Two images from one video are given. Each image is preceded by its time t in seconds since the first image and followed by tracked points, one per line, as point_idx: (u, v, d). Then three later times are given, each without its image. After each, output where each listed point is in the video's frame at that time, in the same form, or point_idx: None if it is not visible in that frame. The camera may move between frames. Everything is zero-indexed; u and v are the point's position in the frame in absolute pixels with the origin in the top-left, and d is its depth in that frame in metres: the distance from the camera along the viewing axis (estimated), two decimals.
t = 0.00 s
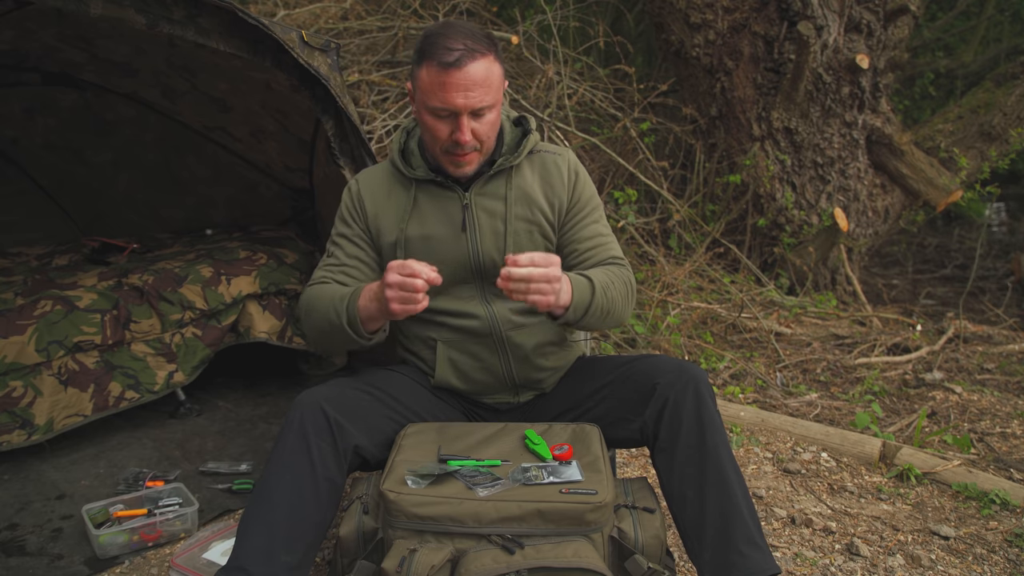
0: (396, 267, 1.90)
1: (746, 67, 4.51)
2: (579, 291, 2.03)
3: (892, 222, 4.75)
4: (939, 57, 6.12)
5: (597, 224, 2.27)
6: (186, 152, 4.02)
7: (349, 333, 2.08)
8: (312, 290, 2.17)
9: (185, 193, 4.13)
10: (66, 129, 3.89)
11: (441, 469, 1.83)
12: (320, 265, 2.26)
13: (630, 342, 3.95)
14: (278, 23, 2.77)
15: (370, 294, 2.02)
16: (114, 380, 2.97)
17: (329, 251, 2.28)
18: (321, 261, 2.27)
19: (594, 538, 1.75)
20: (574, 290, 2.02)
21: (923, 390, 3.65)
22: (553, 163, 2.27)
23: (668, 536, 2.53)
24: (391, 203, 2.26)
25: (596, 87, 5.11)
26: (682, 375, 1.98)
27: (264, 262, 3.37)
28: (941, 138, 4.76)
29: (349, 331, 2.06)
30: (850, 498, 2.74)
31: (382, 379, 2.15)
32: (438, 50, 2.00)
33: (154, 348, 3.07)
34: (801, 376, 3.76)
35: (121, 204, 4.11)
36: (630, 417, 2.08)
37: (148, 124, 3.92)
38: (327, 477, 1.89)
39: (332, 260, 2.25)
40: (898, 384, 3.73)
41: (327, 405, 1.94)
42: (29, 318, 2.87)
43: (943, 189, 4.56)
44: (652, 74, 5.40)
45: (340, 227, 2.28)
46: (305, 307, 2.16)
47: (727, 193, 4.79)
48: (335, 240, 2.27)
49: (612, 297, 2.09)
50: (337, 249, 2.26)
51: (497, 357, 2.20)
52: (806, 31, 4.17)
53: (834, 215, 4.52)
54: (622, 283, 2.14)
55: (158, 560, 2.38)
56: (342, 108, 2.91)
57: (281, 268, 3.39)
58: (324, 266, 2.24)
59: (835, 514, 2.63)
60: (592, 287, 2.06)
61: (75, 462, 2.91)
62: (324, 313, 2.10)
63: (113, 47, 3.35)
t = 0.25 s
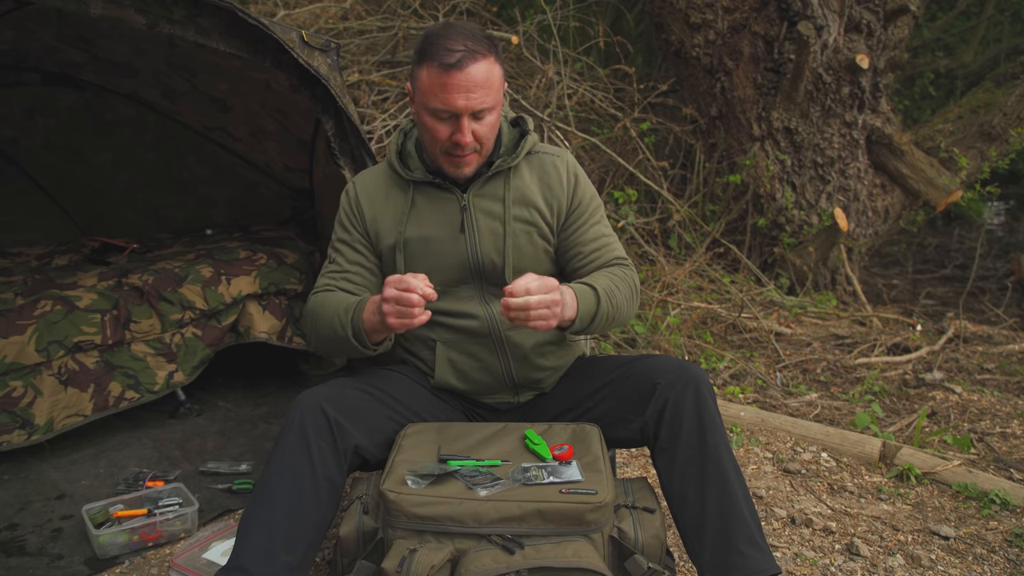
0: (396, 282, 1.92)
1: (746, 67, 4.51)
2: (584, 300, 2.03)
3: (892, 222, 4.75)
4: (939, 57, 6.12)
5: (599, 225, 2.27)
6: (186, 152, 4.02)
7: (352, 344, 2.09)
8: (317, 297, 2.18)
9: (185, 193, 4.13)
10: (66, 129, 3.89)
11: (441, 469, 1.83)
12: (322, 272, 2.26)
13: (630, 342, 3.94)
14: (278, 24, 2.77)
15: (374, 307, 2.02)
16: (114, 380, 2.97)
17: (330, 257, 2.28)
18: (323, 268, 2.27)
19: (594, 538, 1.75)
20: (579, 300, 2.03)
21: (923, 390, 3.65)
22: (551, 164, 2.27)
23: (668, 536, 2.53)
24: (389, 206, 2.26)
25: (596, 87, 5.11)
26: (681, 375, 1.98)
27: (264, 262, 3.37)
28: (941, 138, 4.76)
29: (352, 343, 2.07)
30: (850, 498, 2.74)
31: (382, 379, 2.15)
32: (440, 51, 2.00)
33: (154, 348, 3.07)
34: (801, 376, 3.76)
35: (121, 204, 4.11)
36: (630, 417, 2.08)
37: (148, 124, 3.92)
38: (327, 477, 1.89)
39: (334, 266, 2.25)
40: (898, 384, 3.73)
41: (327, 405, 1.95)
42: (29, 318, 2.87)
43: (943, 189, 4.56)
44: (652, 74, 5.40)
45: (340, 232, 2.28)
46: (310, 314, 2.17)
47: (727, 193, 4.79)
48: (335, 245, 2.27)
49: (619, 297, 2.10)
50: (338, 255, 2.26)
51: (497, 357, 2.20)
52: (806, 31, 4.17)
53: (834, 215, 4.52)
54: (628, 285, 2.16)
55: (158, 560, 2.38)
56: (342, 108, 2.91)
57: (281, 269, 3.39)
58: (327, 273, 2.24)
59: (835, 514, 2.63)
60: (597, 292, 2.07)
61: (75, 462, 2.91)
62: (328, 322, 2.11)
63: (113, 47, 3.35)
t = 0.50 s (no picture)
0: (398, 282, 1.92)
1: (746, 67, 4.51)
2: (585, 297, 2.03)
3: (892, 222, 4.75)
4: (939, 57, 6.12)
5: (595, 225, 2.28)
6: (186, 152, 4.02)
7: (343, 340, 2.08)
8: (309, 289, 2.17)
9: (185, 193, 4.13)
10: (66, 129, 3.89)
11: (441, 469, 1.83)
12: (312, 263, 2.25)
13: (630, 342, 3.94)
14: (278, 23, 2.77)
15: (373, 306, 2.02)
16: (114, 380, 2.97)
17: (321, 250, 2.27)
18: (314, 260, 2.26)
19: (594, 538, 1.75)
20: (579, 295, 2.02)
21: (923, 390, 3.65)
22: (547, 165, 2.28)
23: (668, 535, 2.53)
24: (385, 203, 2.25)
25: (596, 87, 5.11)
26: (681, 375, 1.98)
27: (264, 262, 3.37)
28: (941, 138, 4.76)
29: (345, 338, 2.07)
30: (850, 498, 2.74)
31: (380, 378, 2.15)
32: (441, 51, 2.00)
33: (154, 348, 3.07)
34: (801, 376, 3.76)
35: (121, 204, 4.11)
36: (630, 417, 2.08)
37: (148, 124, 3.92)
38: (326, 477, 1.89)
39: (325, 259, 2.24)
40: (898, 384, 3.73)
41: (326, 404, 1.94)
42: (29, 318, 2.87)
43: (943, 189, 4.56)
44: (652, 74, 5.40)
45: (334, 227, 2.27)
46: (301, 307, 2.16)
47: (727, 193, 4.79)
48: (328, 239, 2.26)
49: (618, 295, 2.11)
50: (332, 250, 2.25)
51: (494, 357, 2.20)
52: (806, 31, 4.17)
53: (834, 215, 4.52)
54: (626, 284, 2.16)
55: (158, 560, 2.39)
56: (342, 108, 2.91)
57: (281, 269, 3.39)
58: (318, 265, 2.24)
59: (835, 514, 2.63)
60: (597, 291, 2.06)
61: (75, 462, 2.91)
62: (321, 316, 2.10)
63: (113, 47, 3.35)
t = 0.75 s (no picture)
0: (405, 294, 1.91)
1: (746, 67, 4.51)
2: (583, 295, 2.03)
3: (892, 222, 4.75)
4: (939, 57, 6.12)
5: (591, 221, 2.27)
6: (186, 152, 4.02)
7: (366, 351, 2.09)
8: (323, 303, 2.18)
9: (185, 193, 4.13)
10: (66, 129, 3.90)
11: (441, 469, 1.83)
12: (322, 275, 2.27)
13: (630, 342, 3.95)
14: (278, 23, 2.77)
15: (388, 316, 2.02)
16: (114, 380, 2.97)
17: (329, 261, 2.29)
18: (323, 271, 2.28)
19: (594, 538, 1.75)
20: (578, 293, 2.02)
21: (923, 390, 3.65)
22: (542, 161, 2.27)
23: (668, 535, 2.52)
24: (382, 207, 2.26)
25: (596, 87, 5.11)
26: (681, 375, 1.98)
27: (264, 262, 3.37)
28: (941, 138, 4.76)
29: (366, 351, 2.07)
30: (850, 498, 2.74)
31: (381, 379, 2.15)
32: (427, 49, 2.00)
33: (154, 348, 3.07)
34: (801, 376, 3.76)
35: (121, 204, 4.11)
36: (630, 417, 2.08)
37: (148, 124, 3.92)
38: (327, 477, 1.89)
39: (333, 269, 2.26)
40: (898, 384, 3.73)
41: (326, 405, 1.94)
42: (29, 318, 2.87)
43: (943, 189, 4.56)
44: (652, 74, 5.40)
45: (336, 235, 2.29)
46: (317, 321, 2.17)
47: (727, 193, 4.79)
48: (333, 249, 2.28)
49: (614, 289, 2.10)
50: (338, 259, 2.27)
51: (494, 357, 2.20)
52: (806, 31, 4.17)
53: (834, 215, 4.52)
54: (622, 278, 2.16)
55: (158, 560, 2.38)
56: (342, 108, 2.91)
57: (281, 268, 3.39)
58: (327, 276, 2.26)
59: (835, 514, 2.63)
60: (594, 287, 2.06)
61: (75, 462, 2.91)
62: (339, 329, 2.11)
63: (113, 47, 3.35)
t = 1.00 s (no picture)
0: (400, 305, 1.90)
1: (746, 67, 4.51)
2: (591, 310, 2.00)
3: (892, 222, 4.75)
4: (939, 57, 6.12)
5: (595, 222, 2.25)
6: (186, 152, 4.02)
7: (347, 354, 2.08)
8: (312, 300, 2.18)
9: (185, 193, 4.13)
10: (66, 129, 3.90)
11: (441, 469, 1.83)
12: (315, 273, 2.27)
13: (630, 342, 3.95)
14: (278, 23, 2.77)
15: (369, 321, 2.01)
16: (114, 380, 2.97)
17: (322, 259, 2.29)
18: (315, 268, 2.28)
19: (594, 538, 1.75)
20: (584, 303, 2.00)
21: (923, 390, 3.65)
22: (542, 165, 2.26)
23: (668, 535, 2.52)
24: (380, 208, 2.26)
25: (596, 87, 5.11)
26: (681, 375, 1.97)
27: (264, 262, 3.37)
28: (941, 138, 4.76)
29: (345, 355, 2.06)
30: (850, 498, 2.74)
31: (379, 378, 2.15)
32: (427, 52, 1.99)
33: (154, 348, 3.07)
34: (801, 376, 3.76)
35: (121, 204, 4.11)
36: (629, 418, 2.08)
37: (148, 124, 3.92)
38: (326, 477, 1.89)
39: (326, 267, 2.26)
40: (898, 384, 3.73)
41: (325, 404, 1.94)
42: (29, 318, 2.87)
43: (943, 189, 4.56)
44: (652, 74, 5.40)
45: (333, 234, 2.29)
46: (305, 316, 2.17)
47: (727, 193, 4.79)
48: (328, 247, 2.28)
49: (622, 290, 2.09)
50: (332, 257, 2.27)
51: (492, 358, 2.20)
52: (806, 31, 4.17)
53: (834, 215, 4.52)
54: (630, 279, 2.14)
55: (158, 560, 2.38)
56: (342, 108, 2.91)
57: (281, 268, 3.39)
58: (319, 273, 2.25)
59: (835, 514, 2.63)
60: (603, 295, 2.05)
61: (75, 462, 2.91)
62: (322, 326, 2.10)
63: (113, 47, 3.35)
